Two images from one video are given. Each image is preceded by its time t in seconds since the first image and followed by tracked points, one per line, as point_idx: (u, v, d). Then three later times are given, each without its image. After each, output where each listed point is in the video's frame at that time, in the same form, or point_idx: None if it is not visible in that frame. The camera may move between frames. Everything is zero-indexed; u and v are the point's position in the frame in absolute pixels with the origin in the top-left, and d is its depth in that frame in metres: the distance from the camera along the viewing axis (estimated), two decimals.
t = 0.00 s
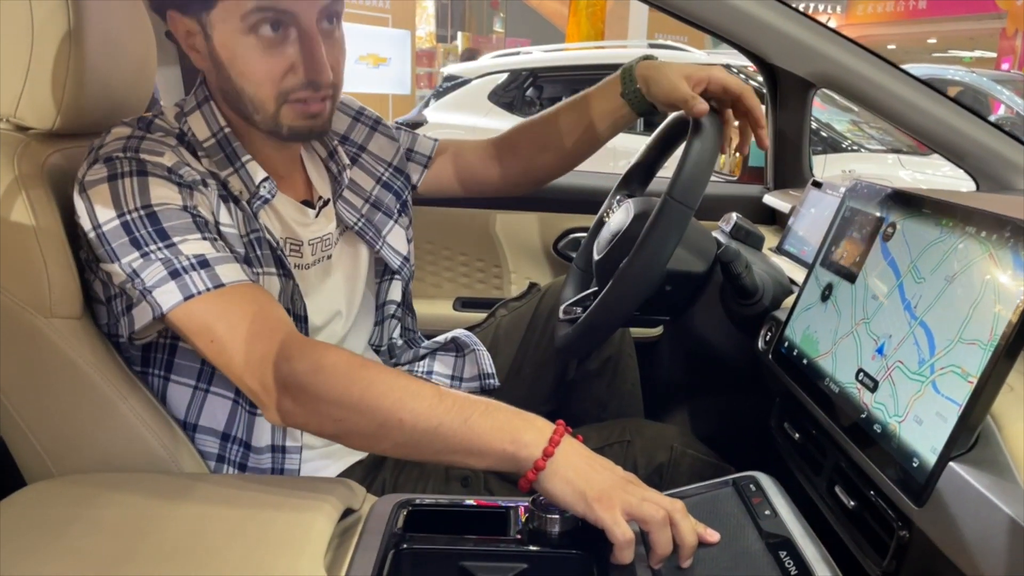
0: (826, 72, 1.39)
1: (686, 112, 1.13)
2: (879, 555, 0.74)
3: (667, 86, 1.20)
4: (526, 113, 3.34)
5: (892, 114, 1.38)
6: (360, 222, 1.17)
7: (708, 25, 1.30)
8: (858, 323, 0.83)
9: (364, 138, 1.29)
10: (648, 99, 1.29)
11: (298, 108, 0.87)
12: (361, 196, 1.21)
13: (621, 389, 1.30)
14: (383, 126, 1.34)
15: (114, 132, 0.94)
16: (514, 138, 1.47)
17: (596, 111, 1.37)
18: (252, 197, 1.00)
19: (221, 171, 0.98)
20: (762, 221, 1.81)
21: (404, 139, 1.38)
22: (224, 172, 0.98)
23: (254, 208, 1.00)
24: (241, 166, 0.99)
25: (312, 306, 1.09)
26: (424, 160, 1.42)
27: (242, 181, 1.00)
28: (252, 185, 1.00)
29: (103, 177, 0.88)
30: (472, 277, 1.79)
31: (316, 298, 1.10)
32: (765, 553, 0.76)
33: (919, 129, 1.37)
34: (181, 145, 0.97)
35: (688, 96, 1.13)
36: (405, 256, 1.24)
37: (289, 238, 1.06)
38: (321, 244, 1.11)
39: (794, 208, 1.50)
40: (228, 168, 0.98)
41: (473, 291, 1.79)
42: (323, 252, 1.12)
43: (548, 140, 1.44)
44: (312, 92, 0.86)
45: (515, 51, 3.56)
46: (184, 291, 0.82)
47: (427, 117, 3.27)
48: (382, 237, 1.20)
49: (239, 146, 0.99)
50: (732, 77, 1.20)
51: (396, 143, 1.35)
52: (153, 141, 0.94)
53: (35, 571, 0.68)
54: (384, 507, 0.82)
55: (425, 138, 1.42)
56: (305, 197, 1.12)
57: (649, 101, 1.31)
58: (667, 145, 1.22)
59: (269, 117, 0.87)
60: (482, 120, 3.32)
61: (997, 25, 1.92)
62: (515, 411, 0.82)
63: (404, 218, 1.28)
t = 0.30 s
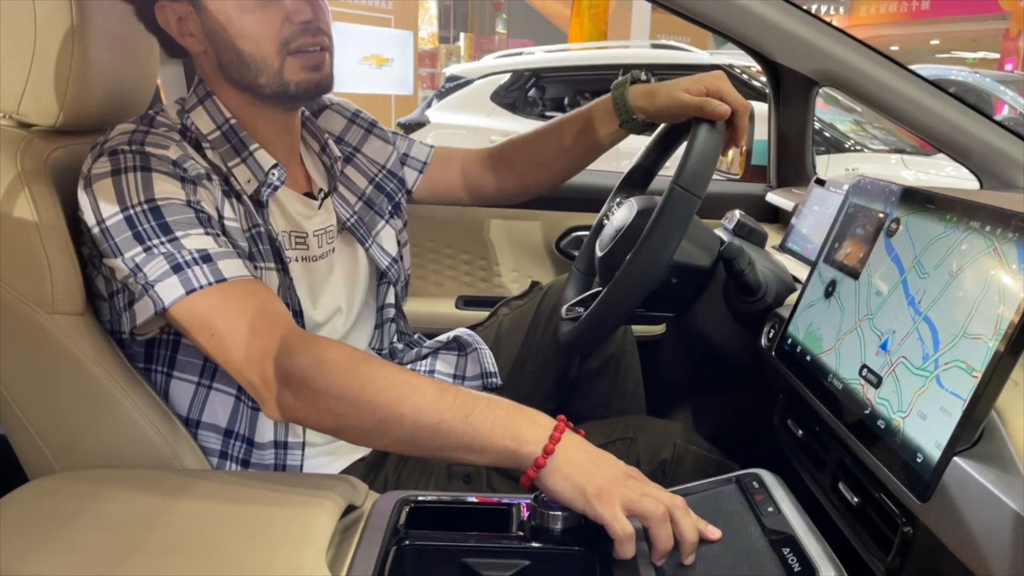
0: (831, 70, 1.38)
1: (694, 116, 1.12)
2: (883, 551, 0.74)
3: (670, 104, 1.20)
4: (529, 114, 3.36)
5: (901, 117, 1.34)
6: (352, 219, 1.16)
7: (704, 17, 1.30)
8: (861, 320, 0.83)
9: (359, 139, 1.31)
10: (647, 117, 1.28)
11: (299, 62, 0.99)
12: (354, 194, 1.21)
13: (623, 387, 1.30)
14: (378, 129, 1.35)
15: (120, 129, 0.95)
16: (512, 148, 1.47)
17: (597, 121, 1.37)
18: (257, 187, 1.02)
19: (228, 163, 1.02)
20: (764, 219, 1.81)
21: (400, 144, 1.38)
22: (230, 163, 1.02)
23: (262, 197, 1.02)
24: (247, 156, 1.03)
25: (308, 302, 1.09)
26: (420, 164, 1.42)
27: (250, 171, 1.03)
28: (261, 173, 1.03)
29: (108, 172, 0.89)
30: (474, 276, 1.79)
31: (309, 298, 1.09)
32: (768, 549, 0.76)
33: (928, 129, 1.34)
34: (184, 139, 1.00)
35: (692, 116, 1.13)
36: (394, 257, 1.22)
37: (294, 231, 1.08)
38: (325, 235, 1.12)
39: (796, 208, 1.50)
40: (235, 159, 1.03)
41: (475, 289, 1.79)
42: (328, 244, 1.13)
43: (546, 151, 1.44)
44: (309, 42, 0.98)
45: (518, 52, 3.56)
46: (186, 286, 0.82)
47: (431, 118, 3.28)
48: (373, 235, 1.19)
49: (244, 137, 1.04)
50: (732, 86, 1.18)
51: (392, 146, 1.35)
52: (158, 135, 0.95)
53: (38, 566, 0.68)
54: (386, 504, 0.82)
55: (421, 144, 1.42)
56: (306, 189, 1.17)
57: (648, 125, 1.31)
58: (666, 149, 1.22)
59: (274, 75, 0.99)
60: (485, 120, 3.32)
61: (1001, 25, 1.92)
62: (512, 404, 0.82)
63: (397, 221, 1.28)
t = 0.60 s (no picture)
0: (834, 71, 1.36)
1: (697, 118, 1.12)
2: (886, 551, 0.74)
3: (673, 112, 1.20)
4: (531, 116, 3.32)
5: (905, 116, 1.34)
6: (354, 218, 1.18)
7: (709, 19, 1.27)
8: (865, 319, 0.83)
9: (365, 144, 1.32)
10: (654, 128, 1.28)
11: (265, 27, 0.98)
12: (357, 193, 1.23)
13: (626, 387, 1.30)
14: (385, 135, 1.35)
15: (124, 133, 0.96)
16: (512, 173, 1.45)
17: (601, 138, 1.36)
18: (252, 173, 1.04)
19: (224, 154, 1.04)
20: (768, 219, 1.81)
21: (409, 154, 1.40)
22: (225, 154, 1.04)
23: (256, 185, 1.04)
24: (241, 146, 1.05)
25: (310, 299, 1.09)
26: (427, 177, 1.42)
27: (244, 161, 1.05)
28: (254, 161, 1.05)
29: (108, 174, 0.89)
30: (478, 276, 1.79)
31: (298, 299, 1.07)
32: (771, 549, 0.76)
33: (931, 130, 1.34)
34: (183, 133, 1.01)
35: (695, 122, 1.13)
36: (388, 261, 1.22)
37: (293, 224, 1.08)
38: (326, 228, 1.13)
39: (800, 208, 1.50)
40: (229, 150, 1.04)
41: (478, 290, 1.79)
42: (330, 238, 1.13)
43: (547, 175, 1.42)
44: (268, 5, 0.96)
45: (520, 54, 3.56)
46: (185, 288, 0.82)
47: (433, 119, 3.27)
48: (369, 236, 1.19)
49: (237, 127, 1.05)
50: (732, 85, 1.18)
51: (397, 154, 1.36)
52: (157, 132, 0.96)
53: (43, 565, 0.69)
54: (387, 504, 0.81)
55: (429, 158, 1.43)
56: (306, 183, 1.18)
57: (654, 135, 1.30)
58: (669, 151, 1.22)
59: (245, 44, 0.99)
60: (489, 121, 3.29)
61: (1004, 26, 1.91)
62: (515, 408, 0.82)
63: (398, 227, 1.28)
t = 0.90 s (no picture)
0: (836, 75, 1.36)
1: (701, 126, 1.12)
2: (894, 561, 0.74)
3: (675, 119, 1.20)
4: (535, 119, 3.34)
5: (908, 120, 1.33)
6: (359, 218, 1.17)
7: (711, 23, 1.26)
8: (870, 326, 0.83)
9: (373, 150, 1.31)
10: (660, 135, 1.27)
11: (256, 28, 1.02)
12: (365, 194, 1.23)
13: (631, 392, 1.30)
14: (394, 142, 1.35)
15: (128, 137, 0.96)
16: (521, 190, 1.45)
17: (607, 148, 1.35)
18: (247, 167, 1.04)
19: (221, 150, 1.04)
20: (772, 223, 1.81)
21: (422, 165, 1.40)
22: (223, 150, 1.04)
23: (252, 177, 1.04)
24: (237, 140, 1.05)
25: (316, 299, 1.09)
26: (440, 187, 1.43)
27: (240, 154, 1.05)
28: (249, 153, 1.05)
29: (110, 177, 0.89)
30: (481, 281, 1.79)
31: (304, 297, 1.07)
32: (777, 557, 0.76)
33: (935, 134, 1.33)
34: (184, 134, 1.03)
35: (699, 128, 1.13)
36: (387, 264, 1.22)
37: (294, 222, 1.09)
38: (329, 227, 1.13)
39: (805, 213, 1.50)
40: (226, 146, 1.05)
41: (481, 294, 1.79)
42: (334, 236, 1.13)
43: (554, 191, 1.42)
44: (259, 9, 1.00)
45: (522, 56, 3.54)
46: (187, 291, 0.82)
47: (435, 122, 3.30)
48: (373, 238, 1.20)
49: (234, 123, 1.06)
50: (734, 91, 1.18)
51: (406, 162, 1.36)
52: (159, 134, 0.96)
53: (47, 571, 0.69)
54: (393, 511, 0.82)
55: (444, 169, 1.44)
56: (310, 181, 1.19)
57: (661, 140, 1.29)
58: (673, 155, 1.21)
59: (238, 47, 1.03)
60: (491, 124, 3.32)
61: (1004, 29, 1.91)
62: (522, 413, 0.82)
63: (403, 231, 1.29)
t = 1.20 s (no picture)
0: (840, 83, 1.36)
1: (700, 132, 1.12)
2: (899, 568, 0.73)
3: (674, 126, 1.21)
4: (537, 127, 3.38)
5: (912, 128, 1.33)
6: (373, 223, 1.19)
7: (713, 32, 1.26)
8: (876, 333, 0.83)
9: (392, 157, 1.32)
10: (660, 142, 1.27)
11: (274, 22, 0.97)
12: (378, 201, 1.22)
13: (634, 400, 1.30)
14: (415, 149, 1.35)
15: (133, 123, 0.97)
16: (540, 200, 1.45)
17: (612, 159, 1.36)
18: (251, 163, 1.04)
19: (228, 146, 1.04)
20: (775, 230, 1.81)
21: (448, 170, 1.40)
22: (229, 146, 1.04)
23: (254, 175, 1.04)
24: (245, 137, 1.05)
25: (316, 298, 1.08)
26: (466, 195, 1.42)
27: (247, 151, 1.05)
28: (255, 151, 1.05)
29: (111, 160, 0.90)
30: (485, 287, 1.79)
31: (305, 298, 1.07)
32: (780, 565, 0.76)
33: (939, 142, 1.34)
34: (191, 127, 1.02)
35: (699, 136, 1.13)
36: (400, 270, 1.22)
37: (296, 220, 1.08)
38: (331, 227, 1.12)
39: (807, 221, 1.50)
40: (234, 142, 1.04)
41: (485, 301, 1.79)
42: (336, 236, 1.12)
43: (569, 204, 1.43)
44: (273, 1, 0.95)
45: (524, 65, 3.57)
46: (157, 265, 0.79)
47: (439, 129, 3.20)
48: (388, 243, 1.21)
49: (246, 121, 1.06)
50: (732, 99, 1.18)
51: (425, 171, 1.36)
52: (163, 123, 0.97)
53: None
54: (395, 518, 0.81)
55: (469, 176, 1.43)
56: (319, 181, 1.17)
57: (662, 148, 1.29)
58: (677, 162, 1.21)
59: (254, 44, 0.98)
60: (494, 133, 3.35)
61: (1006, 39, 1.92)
62: (475, 313, 0.71)
63: (414, 238, 1.28)
